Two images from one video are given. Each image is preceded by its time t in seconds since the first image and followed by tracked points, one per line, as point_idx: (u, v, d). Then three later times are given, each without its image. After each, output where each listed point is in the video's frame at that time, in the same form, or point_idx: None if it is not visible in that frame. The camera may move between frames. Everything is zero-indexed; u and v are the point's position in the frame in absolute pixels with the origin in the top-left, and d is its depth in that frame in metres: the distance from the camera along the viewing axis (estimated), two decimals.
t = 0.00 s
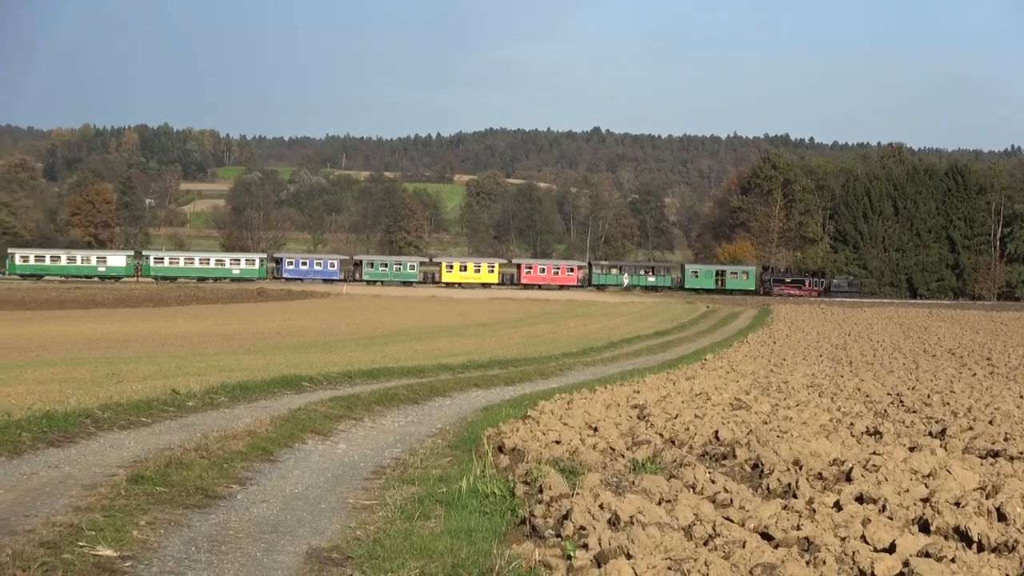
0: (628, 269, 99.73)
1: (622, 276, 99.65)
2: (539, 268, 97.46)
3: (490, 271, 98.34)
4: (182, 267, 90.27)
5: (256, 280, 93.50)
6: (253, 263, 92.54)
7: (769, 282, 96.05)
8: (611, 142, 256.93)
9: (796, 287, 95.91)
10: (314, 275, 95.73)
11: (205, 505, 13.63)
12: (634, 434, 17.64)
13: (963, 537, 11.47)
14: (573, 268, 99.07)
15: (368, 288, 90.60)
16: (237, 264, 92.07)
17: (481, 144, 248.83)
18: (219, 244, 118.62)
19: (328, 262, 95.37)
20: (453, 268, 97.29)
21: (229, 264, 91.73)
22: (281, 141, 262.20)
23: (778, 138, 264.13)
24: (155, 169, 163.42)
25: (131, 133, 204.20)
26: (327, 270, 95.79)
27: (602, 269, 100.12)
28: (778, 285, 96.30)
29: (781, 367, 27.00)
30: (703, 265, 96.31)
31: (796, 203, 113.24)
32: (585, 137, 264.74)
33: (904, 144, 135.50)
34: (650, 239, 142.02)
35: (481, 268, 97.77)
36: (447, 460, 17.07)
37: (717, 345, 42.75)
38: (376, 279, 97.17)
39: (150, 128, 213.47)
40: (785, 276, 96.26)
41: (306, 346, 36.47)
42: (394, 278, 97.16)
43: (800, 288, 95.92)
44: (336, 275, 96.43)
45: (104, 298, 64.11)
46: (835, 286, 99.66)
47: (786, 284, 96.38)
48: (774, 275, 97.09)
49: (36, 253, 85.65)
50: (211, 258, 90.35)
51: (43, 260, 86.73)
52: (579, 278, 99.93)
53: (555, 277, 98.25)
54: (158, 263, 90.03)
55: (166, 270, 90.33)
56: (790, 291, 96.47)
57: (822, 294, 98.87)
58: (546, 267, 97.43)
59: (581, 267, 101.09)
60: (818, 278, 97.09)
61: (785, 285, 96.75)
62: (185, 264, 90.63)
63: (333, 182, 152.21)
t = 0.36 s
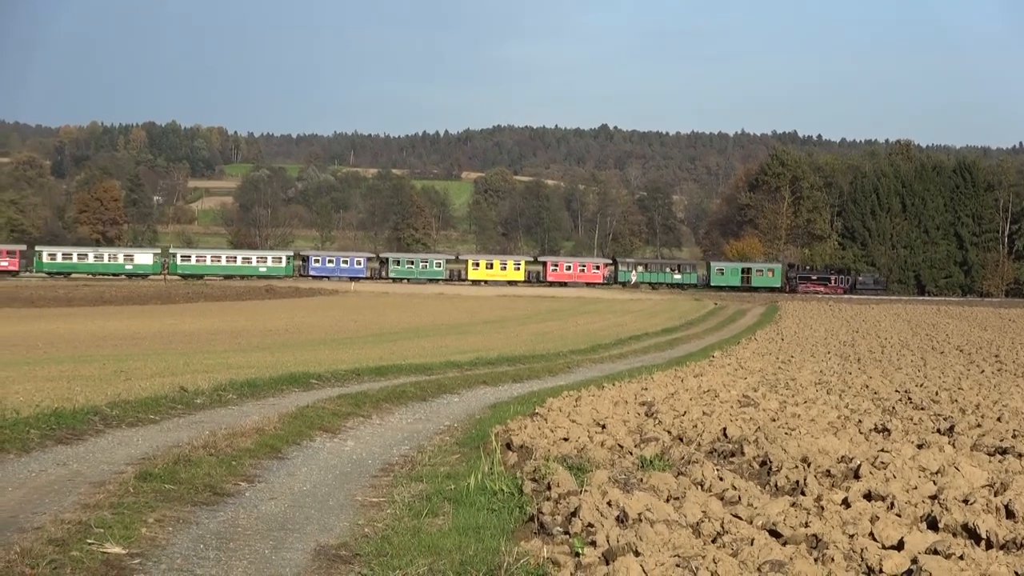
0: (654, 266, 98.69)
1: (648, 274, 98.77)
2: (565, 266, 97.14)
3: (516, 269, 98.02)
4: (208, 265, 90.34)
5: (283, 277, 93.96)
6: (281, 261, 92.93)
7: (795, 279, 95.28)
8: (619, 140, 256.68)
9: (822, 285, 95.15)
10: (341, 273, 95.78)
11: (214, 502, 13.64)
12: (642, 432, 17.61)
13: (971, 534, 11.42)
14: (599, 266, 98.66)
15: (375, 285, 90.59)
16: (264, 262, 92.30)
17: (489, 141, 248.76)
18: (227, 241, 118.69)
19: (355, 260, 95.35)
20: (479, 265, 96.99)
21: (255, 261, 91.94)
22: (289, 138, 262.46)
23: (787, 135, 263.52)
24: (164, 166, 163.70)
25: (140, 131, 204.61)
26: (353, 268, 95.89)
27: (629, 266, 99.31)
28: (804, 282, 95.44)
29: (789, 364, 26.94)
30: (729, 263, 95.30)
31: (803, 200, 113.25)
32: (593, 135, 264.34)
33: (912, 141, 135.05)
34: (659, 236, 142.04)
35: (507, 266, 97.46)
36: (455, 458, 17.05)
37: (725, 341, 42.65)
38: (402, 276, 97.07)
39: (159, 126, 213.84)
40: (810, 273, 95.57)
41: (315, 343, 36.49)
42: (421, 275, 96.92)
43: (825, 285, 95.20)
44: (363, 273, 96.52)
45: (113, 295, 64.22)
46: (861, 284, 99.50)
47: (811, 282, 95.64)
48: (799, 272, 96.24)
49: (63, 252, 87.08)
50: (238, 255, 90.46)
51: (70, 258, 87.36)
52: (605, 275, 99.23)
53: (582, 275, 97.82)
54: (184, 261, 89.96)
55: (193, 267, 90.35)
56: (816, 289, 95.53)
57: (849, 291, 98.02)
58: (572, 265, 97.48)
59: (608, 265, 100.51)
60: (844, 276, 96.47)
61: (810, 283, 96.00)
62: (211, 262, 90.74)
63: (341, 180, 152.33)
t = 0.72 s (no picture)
0: (678, 266, 97.92)
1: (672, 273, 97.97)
2: (589, 266, 97.21)
3: (540, 268, 98.00)
4: (233, 265, 90.84)
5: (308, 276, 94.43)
6: (305, 261, 93.62)
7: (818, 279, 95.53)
8: (625, 139, 256.51)
9: (845, 285, 95.42)
10: (366, 272, 95.94)
11: (220, 501, 13.63)
12: (648, 432, 17.58)
13: (977, 533, 11.38)
14: (623, 266, 98.58)
15: (380, 284, 90.59)
16: (289, 261, 92.90)
17: (495, 140, 248.68)
18: (233, 240, 118.79)
19: (379, 259, 95.53)
20: (503, 265, 97.05)
21: (280, 261, 92.48)
22: (294, 137, 262.75)
23: (793, 134, 263.15)
24: (169, 165, 163.92)
25: (146, 130, 205.07)
26: (378, 267, 96.04)
27: (652, 266, 98.89)
28: (827, 282, 95.70)
29: (795, 364, 26.91)
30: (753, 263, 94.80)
31: (810, 200, 113.56)
32: (599, 134, 264.06)
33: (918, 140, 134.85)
34: (665, 236, 142.22)
35: (531, 265, 97.44)
36: (460, 457, 17.03)
37: (730, 341, 42.60)
38: (427, 276, 97.16)
39: (165, 125, 214.13)
40: (834, 274, 95.80)
41: (320, 342, 36.52)
42: (445, 275, 96.82)
43: (849, 285, 95.44)
44: (387, 273, 96.70)
45: (119, 294, 64.31)
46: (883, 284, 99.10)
47: (835, 282, 95.91)
48: (822, 273, 96.66)
49: (87, 250, 87.81)
50: (264, 254, 90.88)
51: (95, 258, 87.95)
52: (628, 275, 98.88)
53: (606, 275, 97.80)
54: (209, 260, 90.53)
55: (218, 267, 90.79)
56: (840, 289, 95.57)
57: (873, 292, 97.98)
58: (597, 265, 97.36)
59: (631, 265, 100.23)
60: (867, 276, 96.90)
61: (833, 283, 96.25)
62: (236, 262, 91.22)
63: (347, 179, 152.45)
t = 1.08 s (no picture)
0: (702, 268, 97.02)
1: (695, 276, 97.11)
2: (613, 268, 96.95)
3: (564, 270, 97.78)
4: (258, 265, 91.59)
5: (332, 278, 95.06)
6: (330, 261, 94.49)
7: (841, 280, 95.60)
8: (631, 140, 256.47)
9: (869, 287, 95.46)
10: (390, 274, 96.04)
11: (225, 502, 13.64)
12: (653, 433, 17.56)
13: (983, 536, 11.34)
14: (646, 268, 98.14)
15: (386, 285, 90.66)
16: (314, 262, 93.83)
17: (501, 140, 248.84)
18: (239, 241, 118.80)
19: (403, 262, 95.56)
20: (527, 267, 96.89)
21: (305, 262, 93.29)
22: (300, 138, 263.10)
23: (799, 136, 262.97)
24: (175, 166, 164.12)
25: (152, 130, 205.50)
26: (402, 269, 96.07)
27: (675, 268, 98.01)
28: (850, 284, 95.89)
29: (800, 366, 26.86)
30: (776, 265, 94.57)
31: (816, 201, 112.80)
32: (605, 135, 263.93)
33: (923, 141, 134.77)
34: (670, 237, 142.20)
35: (555, 267, 97.26)
36: (466, 458, 17.03)
37: (737, 343, 42.59)
38: (450, 277, 97.14)
39: (171, 126, 214.50)
40: (857, 276, 95.80)
41: (325, 343, 36.56)
42: (468, 277, 96.94)
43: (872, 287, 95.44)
44: (411, 274, 96.87)
45: (124, 295, 64.39)
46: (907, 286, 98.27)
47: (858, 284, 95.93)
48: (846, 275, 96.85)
49: (113, 251, 87.91)
50: (290, 256, 91.72)
51: (120, 258, 88.27)
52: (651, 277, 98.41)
53: (629, 277, 97.37)
54: (233, 261, 91.14)
55: (242, 268, 91.39)
56: (863, 292, 95.94)
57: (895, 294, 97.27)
58: (620, 267, 97.09)
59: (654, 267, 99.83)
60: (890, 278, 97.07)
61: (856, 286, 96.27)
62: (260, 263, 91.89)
63: (353, 180, 152.55)
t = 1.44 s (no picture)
0: (724, 272, 96.83)
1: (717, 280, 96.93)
2: (636, 271, 96.66)
3: (587, 273, 97.68)
4: (280, 269, 92.26)
5: (354, 282, 95.00)
6: (353, 265, 94.39)
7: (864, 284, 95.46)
8: (636, 143, 256.62)
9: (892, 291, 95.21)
10: (413, 277, 96.26)
11: (231, 504, 13.63)
12: (658, 436, 17.55)
13: (988, 539, 11.32)
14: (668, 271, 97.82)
15: (390, 287, 90.75)
16: (336, 266, 94.05)
17: (506, 143, 248.99)
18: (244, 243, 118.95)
19: (426, 264, 95.66)
20: (551, 270, 96.79)
21: (328, 265, 93.73)
22: (305, 140, 263.62)
23: (804, 139, 262.84)
24: (180, 168, 164.51)
25: (157, 133, 206.04)
26: (425, 272, 96.17)
27: (697, 271, 97.65)
28: (873, 288, 95.74)
29: (805, 369, 26.84)
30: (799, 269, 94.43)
31: (820, 205, 113.05)
32: (610, 138, 264.03)
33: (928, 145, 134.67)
34: (675, 240, 142.30)
35: (578, 270, 97.13)
36: (471, 461, 17.02)
37: (742, 346, 42.55)
38: (473, 280, 97.22)
39: (176, 129, 214.96)
40: (879, 280, 95.72)
41: (331, 346, 36.59)
42: (491, 280, 97.13)
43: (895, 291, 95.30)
44: (434, 277, 96.85)
45: (129, 298, 64.45)
46: (929, 290, 97.57)
47: (880, 288, 95.83)
48: (868, 279, 96.59)
49: (138, 253, 88.73)
50: (312, 260, 92.37)
51: (144, 261, 89.17)
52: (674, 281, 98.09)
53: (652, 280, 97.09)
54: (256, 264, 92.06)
55: (265, 271, 91.97)
56: (886, 295, 95.58)
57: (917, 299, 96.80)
58: (643, 270, 97.07)
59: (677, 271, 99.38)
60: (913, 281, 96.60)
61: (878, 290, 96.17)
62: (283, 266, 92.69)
63: (358, 183, 152.71)
